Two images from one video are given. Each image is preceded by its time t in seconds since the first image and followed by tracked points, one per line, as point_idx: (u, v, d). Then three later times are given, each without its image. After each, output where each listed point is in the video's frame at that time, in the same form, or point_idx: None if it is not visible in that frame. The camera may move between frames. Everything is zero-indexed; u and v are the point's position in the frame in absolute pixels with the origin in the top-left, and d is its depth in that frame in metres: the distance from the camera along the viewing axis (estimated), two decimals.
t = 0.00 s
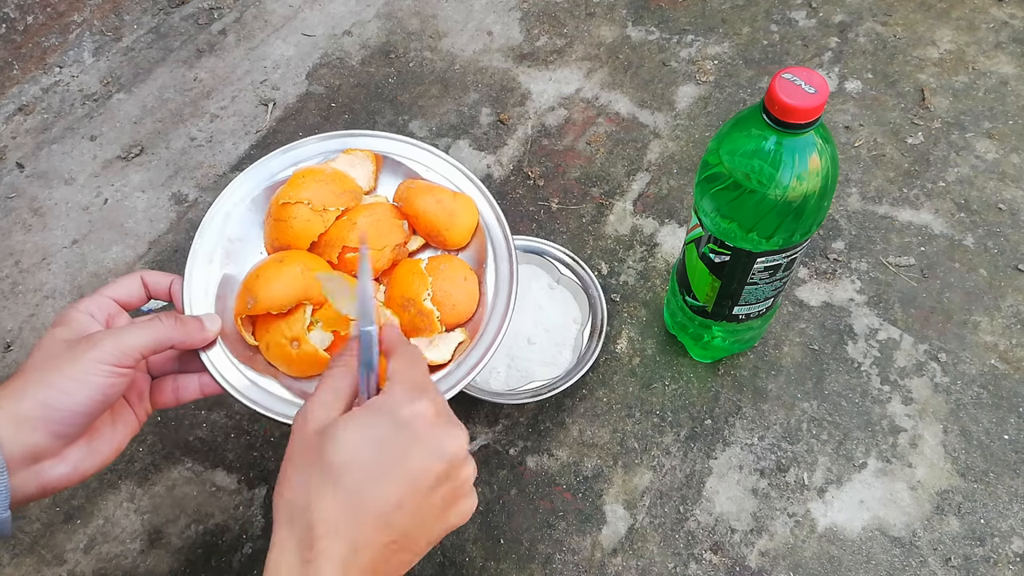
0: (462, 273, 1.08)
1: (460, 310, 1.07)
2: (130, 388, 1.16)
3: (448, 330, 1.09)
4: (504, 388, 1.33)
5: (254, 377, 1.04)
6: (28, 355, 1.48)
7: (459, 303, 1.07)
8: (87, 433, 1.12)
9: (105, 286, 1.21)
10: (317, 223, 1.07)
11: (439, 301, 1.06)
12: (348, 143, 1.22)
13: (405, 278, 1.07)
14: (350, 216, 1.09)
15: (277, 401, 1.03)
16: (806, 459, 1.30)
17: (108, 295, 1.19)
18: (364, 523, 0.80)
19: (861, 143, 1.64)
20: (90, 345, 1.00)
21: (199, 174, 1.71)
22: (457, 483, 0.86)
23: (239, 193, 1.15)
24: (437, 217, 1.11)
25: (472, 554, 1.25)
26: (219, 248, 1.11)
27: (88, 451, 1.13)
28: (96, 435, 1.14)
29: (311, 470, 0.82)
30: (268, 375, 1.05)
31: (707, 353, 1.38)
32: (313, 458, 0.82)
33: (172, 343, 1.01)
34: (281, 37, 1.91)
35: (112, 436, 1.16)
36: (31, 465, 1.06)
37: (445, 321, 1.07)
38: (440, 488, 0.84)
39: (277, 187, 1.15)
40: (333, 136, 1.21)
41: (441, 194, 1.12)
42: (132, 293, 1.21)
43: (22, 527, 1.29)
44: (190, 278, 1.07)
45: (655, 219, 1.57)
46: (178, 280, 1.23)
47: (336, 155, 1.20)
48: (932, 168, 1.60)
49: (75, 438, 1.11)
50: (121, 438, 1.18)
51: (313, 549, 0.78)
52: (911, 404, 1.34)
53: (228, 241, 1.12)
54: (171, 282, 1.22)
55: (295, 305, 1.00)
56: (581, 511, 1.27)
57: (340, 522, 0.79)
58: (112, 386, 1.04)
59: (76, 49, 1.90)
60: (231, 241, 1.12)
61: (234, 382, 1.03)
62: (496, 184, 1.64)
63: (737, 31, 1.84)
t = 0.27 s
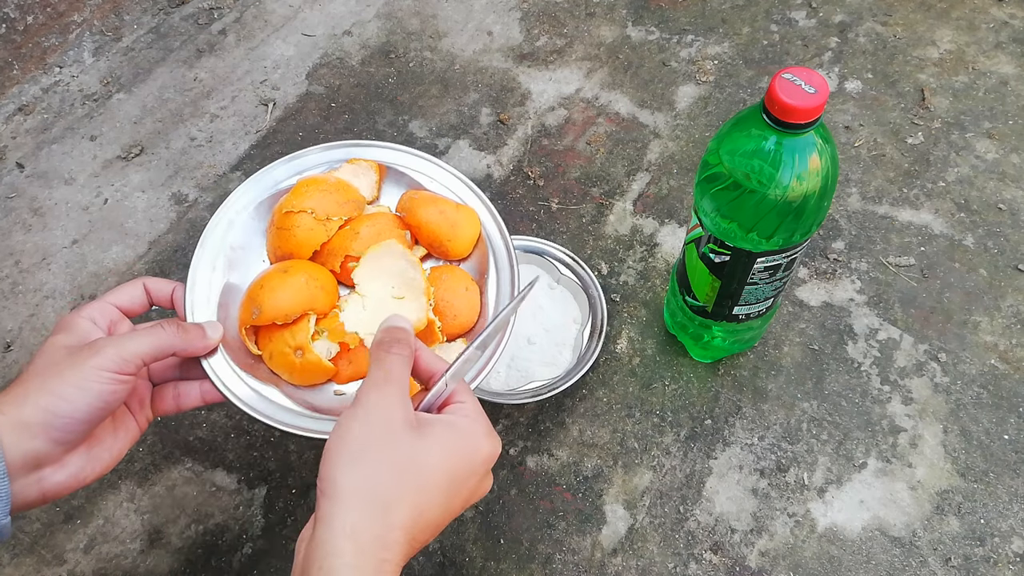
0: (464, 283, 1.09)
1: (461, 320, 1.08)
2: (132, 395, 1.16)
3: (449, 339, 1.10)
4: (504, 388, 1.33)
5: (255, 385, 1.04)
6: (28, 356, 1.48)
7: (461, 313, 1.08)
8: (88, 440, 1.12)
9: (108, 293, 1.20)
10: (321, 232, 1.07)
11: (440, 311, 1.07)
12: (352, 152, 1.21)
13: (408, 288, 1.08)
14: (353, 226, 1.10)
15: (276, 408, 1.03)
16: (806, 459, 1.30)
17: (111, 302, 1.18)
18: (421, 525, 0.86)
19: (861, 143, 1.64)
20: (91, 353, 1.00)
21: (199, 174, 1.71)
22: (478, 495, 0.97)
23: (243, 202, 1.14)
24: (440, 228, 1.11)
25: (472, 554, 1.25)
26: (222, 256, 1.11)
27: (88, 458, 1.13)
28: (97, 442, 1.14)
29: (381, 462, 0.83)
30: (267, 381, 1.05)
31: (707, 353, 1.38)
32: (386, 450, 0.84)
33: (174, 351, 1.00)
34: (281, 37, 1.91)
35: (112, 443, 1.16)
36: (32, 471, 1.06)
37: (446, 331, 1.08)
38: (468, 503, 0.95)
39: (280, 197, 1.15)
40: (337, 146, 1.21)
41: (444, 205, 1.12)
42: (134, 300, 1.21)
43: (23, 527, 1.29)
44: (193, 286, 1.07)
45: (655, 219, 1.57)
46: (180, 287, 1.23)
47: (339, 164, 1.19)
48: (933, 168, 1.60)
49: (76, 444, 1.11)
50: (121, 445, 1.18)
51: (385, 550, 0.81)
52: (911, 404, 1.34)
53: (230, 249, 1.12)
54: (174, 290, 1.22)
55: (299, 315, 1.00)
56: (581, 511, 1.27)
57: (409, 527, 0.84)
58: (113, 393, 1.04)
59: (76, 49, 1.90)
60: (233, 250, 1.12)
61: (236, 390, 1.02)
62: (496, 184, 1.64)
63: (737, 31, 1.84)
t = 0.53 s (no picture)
0: (463, 280, 1.09)
1: (461, 317, 1.08)
2: (132, 394, 1.16)
3: (449, 336, 1.10)
4: (504, 388, 1.33)
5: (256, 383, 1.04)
6: (28, 356, 1.48)
7: (460, 310, 1.08)
8: (89, 439, 1.12)
9: (109, 292, 1.20)
10: (320, 230, 1.07)
11: (440, 308, 1.07)
12: (351, 150, 1.21)
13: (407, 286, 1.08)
14: (353, 224, 1.10)
15: (276, 405, 1.03)
16: (806, 459, 1.30)
17: (112, 301, 1.18)
18: (415, 526, 0.86)
19: (861, 143, 1.64)
20: (93, 352, 1.00)
21: (199, 174, 1.70)
22: (472, 496, 0.97)
23: (242, 200, 1.15)
24: (439, 225, 1.11)
25: (472, 554, 1.25)
26: (222, 254, 1.11)
27: (89, 456, 1.13)
28: (98, 440, 1.14)
29: (373, 465, 0.83)
30: (265, 377, 1.05)
31: (707, 353, 1.38)
32: (378, 453, 0.84)
33: (175, 349, 1.00)
34: (281, 37, 1.91)
35: (113, 442, 1.16)
36: (33, 470, 1.07)
37: (446, 328, 1.08)
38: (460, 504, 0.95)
39: (280, 195, 1.15)
40: (336, 144, 1.21)
41: (443, 202, 1.12)
42: (135, 299, 1.21)
43: (22, 527, 1.29)
44: (193, 285, 1.08)
45: (655, 219, 1.57)
46: (180, 286, 1.23)
47: (339, 162, 1.19)
48: (932, 168, 1.60)
49: (77, 443, 1.11)
50: (122, 444, 1.18)
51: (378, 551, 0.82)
52: (911, 404, 1.34)
53: (230, 248, 1.12)
54: (174, 289, 1.22)
55: (299, 313, 1.00)
56: (581, 511, 1.27)
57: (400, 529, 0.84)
58: (114, 392, 1.04)
59: (76, 49, 1.90)
60: (233, 248, 1.12)
61: (236, 388, 1.03)
62: (496, 184, 1.64)
63: (737, 31, 1.84)
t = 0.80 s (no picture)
0: (463, 278, 1.09)
1: (461, 315, 1.08)
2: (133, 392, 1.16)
3: (449, 334, 1.10)
4: (504, 388, 1.33)
5: (258, 381, 1.03)
6: (28, 355, 1.48)
7: (460, 308, 1.08)
8: (90, 437, 1.12)
9: (109, 291, 1.20)
10: (320, 228, 1.07)
11: (440, 306, 1.07)
12: (350, 149, 1.21)
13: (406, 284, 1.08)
14: (352, 223, 1.10)
15: (277, 403, 1.02)
16: (806, 459, 1.30)
17: (112, 300, 1.18)
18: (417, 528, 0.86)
19: (861, 143, 1.64)
20: (94, 350, 1.00)
21: (199, 174, 1.71)
22: (474, 497, 0.97)
23: (242, 199, 1.14)
24: (438, 223, 1.11)
25: (472, 554, 1.25)
26: (222, 253, 1.11)
27: (91, 455, 1.13)
28: (100, 439, 1.14)
29: (377, 468, 0.83)
30: (266, 375, 1.05)
31: (707, 353, 1.38)
32: (382, 456, 0.84)
33: (177, 348, 1.00)
34: (281, 37, 1.91)
35: (115, 440, 1.16)
36: (36, 468, 1.07)
37: (446, 326, 1.08)
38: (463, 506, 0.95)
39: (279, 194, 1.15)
40: (335, 143, 1.20)
41: (442, 201, 1.12)
42: (135, 297, 1.20)
43: (22, 527, 1.29)
44: (193, 283, 1.07)
45: (655, 219, 1.57)
46: (181, 284, 1.23)
47: (338, 161, 1.19)
48: (932, 168, 1.60)
49: (79, 441, 1.11)
50: (124, 442, 1.17)
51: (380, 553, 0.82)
52: (911, 404, 1.34)
53: (230, 246, 1.12)
54: (175, 287, 1.23)
55: (299, 311, 1.00)
56: (581, 511, 1.27)
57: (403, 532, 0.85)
58: (116, 390, 1.04)
59: (76, 49, 1.90)
60: (233, 247, 1.12)
61: (237, 386, 1.02)
62: (496, 184, 1.64)
63: (737, 31, 1.84)
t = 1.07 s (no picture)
0: (467, 282, 1.09)
1: (465, 319, 1.08)
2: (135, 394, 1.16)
3: (453, 338, 1.09)
4: (504, 388, 1.33)
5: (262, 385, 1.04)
6: (28, 355, 1.48)
7: (464, 311, 1.08)
8: (92, 439, 1.12)
9: (112, 291, 1.20)
10: (324, 230, 1.07)
11: (444, 309, 1.07)
12: (355, 151, 1.21)
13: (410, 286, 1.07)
14: (357, 224, 1.09)
15: (279, 406, 1.03)
16: (806, 459, 1.30)
17: (115, 301, 1.18)
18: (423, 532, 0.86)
19: (861, 143, 1.64)
20: (96, 351, 1.00)
21: (199, 174, 1.71)
22: (479, 505, 0.97)
23: (247, 199, 1.15)
24: (443, 226, 1.11)
25: (472, 554, 1.25)
26: (226, 253, 1.11)
27: (93, 457, 1.13)
28: (102, 440, 1.14)
29: (378, 472, 0.83)
30: (269, 378, 1.05)
31: (707, 353, 1.38)
32: (383, 460, 0.84)
33: (179, 349, 1.00)
34: (281, 37, 1.91)
35: (117, 442, 1.16)
36: (37, 470, 1.07)
37: (450, 329, 1.08)
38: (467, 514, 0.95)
39: (284, 194, 1.15)
40: (341, 144, 1.21)
41: (447, 203, 1.12)
42: (139, 298, 1.20)
43: (23, 527, 1.29)
44: (196, 283, 1.08)
45: (655, 219, 1.57)
46: (184, 286, 1.23)
47: (343, 163, 1.19)
48: (933, 168, 1.60)
49: (80, 443, 1.11)
50: (126, 443, 1.17)
51: (383, 559, 0.82)
52: (911, 404, 1.34)
53: (234, 247, 1.12)
54: (178, 288, 1.22)
55: (303, 313, 1.00)
56: (581, 511, 1.27)
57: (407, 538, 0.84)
58: (117, 392, 1.04)
59: (76, 49, 1.90)
60: (237, 247, 1.12)
61: (242, 390, 1.03)
62: (496, 184, 1.64)
63: (737, 31, 1.84)
